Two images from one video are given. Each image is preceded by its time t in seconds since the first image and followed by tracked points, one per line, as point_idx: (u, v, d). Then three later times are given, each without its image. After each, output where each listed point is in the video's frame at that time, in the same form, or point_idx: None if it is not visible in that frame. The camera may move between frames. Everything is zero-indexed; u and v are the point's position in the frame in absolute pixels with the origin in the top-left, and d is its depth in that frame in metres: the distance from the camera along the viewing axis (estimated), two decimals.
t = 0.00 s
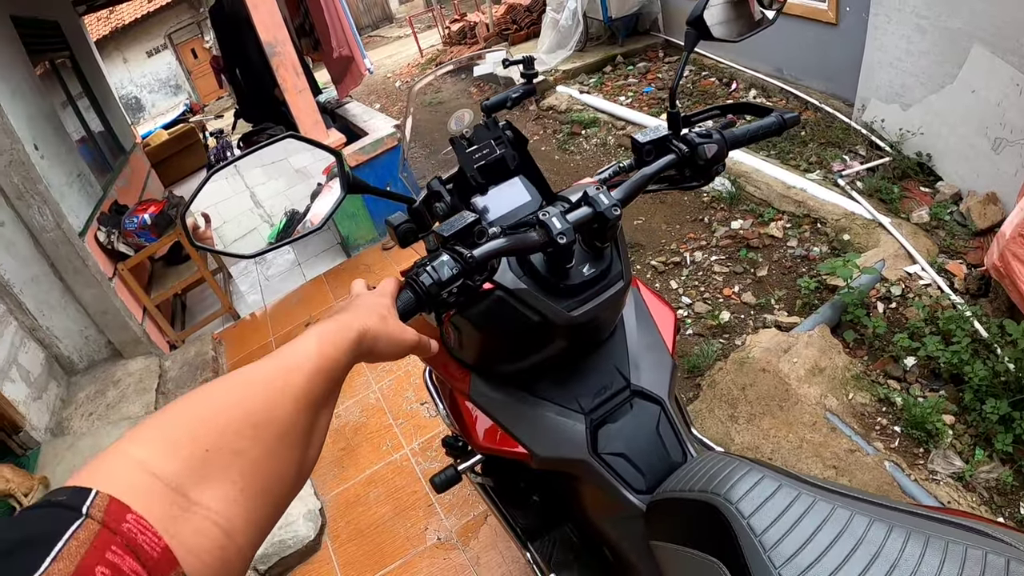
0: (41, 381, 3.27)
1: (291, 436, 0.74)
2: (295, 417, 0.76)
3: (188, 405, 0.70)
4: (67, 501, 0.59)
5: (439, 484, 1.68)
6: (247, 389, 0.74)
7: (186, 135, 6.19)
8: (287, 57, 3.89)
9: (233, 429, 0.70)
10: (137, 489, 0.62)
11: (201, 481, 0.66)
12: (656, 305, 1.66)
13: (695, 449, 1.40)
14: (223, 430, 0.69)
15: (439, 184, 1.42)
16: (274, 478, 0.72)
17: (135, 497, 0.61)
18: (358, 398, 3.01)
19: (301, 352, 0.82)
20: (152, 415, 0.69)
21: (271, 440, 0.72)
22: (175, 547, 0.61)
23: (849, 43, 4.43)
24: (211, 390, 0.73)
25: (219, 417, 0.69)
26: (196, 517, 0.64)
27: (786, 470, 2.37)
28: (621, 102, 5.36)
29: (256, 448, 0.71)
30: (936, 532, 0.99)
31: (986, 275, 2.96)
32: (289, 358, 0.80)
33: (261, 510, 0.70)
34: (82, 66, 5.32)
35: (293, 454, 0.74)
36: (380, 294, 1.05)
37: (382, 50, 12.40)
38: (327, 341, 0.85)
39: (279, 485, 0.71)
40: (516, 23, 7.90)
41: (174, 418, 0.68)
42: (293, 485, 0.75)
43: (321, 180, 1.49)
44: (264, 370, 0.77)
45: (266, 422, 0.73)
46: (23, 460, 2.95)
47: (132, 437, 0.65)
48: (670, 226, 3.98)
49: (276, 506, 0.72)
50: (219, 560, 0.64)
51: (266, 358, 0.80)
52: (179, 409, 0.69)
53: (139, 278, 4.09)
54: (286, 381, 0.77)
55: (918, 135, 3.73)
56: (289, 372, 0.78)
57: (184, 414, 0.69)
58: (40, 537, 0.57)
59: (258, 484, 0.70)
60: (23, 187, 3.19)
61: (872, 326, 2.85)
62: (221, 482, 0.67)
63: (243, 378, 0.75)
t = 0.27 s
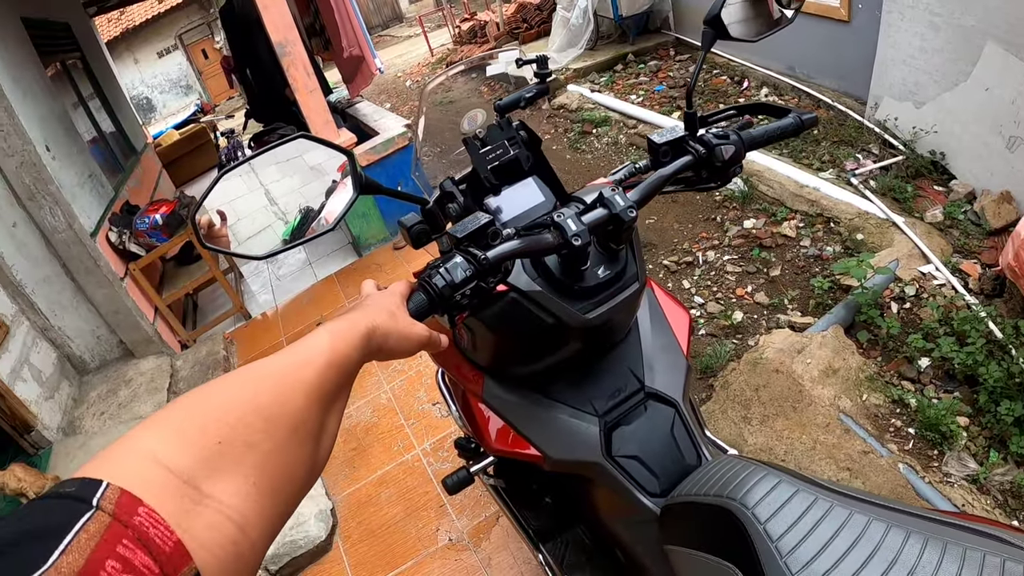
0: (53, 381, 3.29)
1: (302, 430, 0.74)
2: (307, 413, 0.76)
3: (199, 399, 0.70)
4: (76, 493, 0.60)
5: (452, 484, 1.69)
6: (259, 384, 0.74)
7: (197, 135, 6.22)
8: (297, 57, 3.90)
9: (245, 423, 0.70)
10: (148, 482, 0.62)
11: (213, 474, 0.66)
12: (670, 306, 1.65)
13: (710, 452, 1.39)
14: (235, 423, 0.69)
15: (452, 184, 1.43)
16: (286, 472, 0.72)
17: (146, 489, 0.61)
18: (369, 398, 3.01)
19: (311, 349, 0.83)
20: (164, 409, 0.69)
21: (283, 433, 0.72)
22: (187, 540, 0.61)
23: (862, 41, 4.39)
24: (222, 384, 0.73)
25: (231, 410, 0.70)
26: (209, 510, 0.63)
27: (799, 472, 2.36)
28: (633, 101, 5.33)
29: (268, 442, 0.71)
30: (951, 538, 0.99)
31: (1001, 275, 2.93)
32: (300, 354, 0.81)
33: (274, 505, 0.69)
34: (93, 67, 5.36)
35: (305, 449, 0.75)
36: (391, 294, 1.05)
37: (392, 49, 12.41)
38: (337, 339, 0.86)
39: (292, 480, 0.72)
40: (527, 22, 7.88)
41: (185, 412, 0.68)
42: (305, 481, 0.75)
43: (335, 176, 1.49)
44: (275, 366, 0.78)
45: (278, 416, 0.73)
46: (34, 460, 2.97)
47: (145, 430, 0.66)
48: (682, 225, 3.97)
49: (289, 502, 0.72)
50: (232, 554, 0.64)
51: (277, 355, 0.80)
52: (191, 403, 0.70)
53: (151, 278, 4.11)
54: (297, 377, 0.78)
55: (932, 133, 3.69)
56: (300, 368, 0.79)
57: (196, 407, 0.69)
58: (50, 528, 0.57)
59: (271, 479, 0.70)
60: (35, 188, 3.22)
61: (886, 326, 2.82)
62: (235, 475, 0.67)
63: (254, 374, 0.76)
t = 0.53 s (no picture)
0: (67, 380, 3.32)
1: (322, 426, 0.73)
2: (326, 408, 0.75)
3: (220, 392, 0.70)
4: (95, 483, 0.59)
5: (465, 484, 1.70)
6: (278, 379, 0.73)
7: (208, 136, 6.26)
8: (308, 57, 3.91)
9: (265, 417, 0.69)
10: (168, 472, 0.61)
11: (234, 467, 0.65)
12: (684, 307, 1.64)
13: (724, 454, 1.38)
14: (255, 417, 0.68)
15: (465, 185, 1.43)
16: (306, 468, 0.71)
17: (167, 480, 0.60)
18: (381, 398, 3.02)
19: (331, 346, 0.82)
20: (184, 401, 0.69)
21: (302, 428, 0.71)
22: (208, 533, 0.60)
23: (875, 37, 4.36)
24: (242, 378, 0.72)
25: (250, 404, 0.69)
26: (229, 504, 0.62)
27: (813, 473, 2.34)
28: (644, 99, 5.32)
29: (288, 437, 0.70)
30: (968, 542, 0.98)
31: (1015, 273, 2.90)
32: (321, 350, 0.80)
33: (294, 500, 0.68)
34: (104, 69, 5.40)
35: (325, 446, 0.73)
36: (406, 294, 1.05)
37: (402, 49, 12.43)
38: (356, 335, 0.85)
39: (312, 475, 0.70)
40: (537, 21, 7.88)
41: (206, 405, 0.68)
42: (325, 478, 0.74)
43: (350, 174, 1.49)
44: (295, 361, 0.77)
45: (298, 411, 0.72)
46: (48, 459, 2.99)
47: (165, 422, 0.65)
48: (694, 224, 3.95)
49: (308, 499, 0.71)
50: (253, 549, 0.63)
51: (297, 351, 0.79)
52: (211, 396, 0.69)
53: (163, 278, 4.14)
54: (316, 372, 0.77)
55: (945, 131, 3.66)
56: (320, 364, 0.78)
57: (217, 400, 0.68)
58: (69, 517, 0.56)
59: (291, 474, 0.69)
60: (48, 189, 3.24)
61: (900, 325, 2.80)
62: (254, 470, 0.66)
63: (274, 368, 0.75)
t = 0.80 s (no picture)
0: (79, 379, 3.35)
1: (338, 419, 0.74)
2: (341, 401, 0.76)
3: (236, 380, 0.70)
4: (111, 468, 0.59)
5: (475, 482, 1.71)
6: (295, 370, 0.74)
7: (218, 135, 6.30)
8: (318, 56, 3.93)
9: (282, 407, 0.70)
10: (183, 457, 0.61)
11: (250, 456, 0.65)
12: (695, 305, 1.64)
13: (733, 453, 1.38)
14: (273, 407, 0.69)
15: (475, 183, 1.44)
16: (320, 460, 0.71)
17: (182, 467, 0.61)
18: (392, 396, 3.04)
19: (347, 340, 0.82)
20: (201, 387, 0.69)
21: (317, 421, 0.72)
22: (223, 521, 0.61)
23: (886, 33, 4.33)
24: (259, 367, 0.73)
25: (267, 393, 0.69)
26: (245, 493, 0.63)
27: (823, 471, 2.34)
28: (654, 96, 5.30)
29: (304, 428, 0.71)
30: (978, 542, 0.98)
31: None
32: (337, 344, 0.81)
33: (308, 491, 0.69)
34: (115, 70, 5.44)
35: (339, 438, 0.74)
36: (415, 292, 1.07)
37: (411, 47, 12.44)
38: (372, 331, 0.86)
39: (325, 467, 0.71)
40: (546, 18, 7.87)
41: (224, 392, 0.68)
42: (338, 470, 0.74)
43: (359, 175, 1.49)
44: (312, 354, 0.77)
45: (313, 403, 0.73)
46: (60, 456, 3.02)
47: (182, 407, 0.65)
48: (705, 222, 3.94)
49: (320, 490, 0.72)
50: (266, 538, 0.64)
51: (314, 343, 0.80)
52: (228, 384, 0.69)
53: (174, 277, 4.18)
54: (333, 365, 0.77)
55: (956, 127, 3.63)
56: (336, 357, 0.79)
57: (234, 389, 0.69)
58: (83, 500, 0.56)
59: (305, 465, 0.69)
60: (59, 189, 3.28)
61: (911, 323, 2.79)
62: (270, 459, 0.67)
63: (290, 359, 0.75)
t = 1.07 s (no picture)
0: (88, 377, 3.38)
1: (336, 404, 0.75)
2: (339, 389, 0.77)
3: (235, 368, 0.70)
4: (116, 451, 0.59)
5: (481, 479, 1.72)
6: (293, 358, 0.74)
7: (226, 134, 6.33)
8: (325, 54, 3.94)
9: (282, 393, 0.70)
10: (186, 441, 0.61)
11: (251, 441, 0.65)
12: (700, 302, 1.64)
13: (739, 449, 1.38)
14: (272, 393, 0.70)
15: (480, 180, 1.43)
16: (319, 445, 0.72)
17: (186, 451, 0.61)
18: (400, 392, 3.06)
19: (341, 330, 0.84)
20: (200, 375, 0.69)
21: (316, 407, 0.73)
22: (225, 504, 0.61)
23: (894, 28, 4.30)
24: (256, 355, 0.73)
25: (265, 380, 0.70)
26: (246, 476, 0.63)
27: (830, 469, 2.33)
28: (660, 93, 5.29)
29: (303, 413, 0.71)
30: (984, 539, 0.98)
31: None
32: (332, 333, 0.82)
33: (308, 475, 0.69)
34: (122, 70, 5.47)
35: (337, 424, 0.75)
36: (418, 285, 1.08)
37: (418, 45, 12.45)
38: (364, 322, 0.87)
39: (325, 452, 0.72)
40: (553, 15, 7.85)
41: (222, 379, 0.68)
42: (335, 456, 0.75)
43: (363, 174, 1.52)
44: (307, 342, 0.78)
45: (312, 389, 0.73)
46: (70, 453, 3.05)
47: (182, 393, 0.66)
48: (712, 218, 3.94)
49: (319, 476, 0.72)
50: (267, 522, 0.64)
51: (309, 332, 0.81)
52: (225, 372, 0.70)
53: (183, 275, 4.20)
54: (328, 354, 0.78)
55: (964, 122, 3.60)
56: (332, 346, 0.80)
57: (233, 375, 0.69)
58: (89, 482, 0.57)
59: (305, 450, 0.70)
60: (68, 188, 3.30)
61: (919, 320, 2.78)
62: (270, 445, 0.67)
63: (287, 348, 0.76)
